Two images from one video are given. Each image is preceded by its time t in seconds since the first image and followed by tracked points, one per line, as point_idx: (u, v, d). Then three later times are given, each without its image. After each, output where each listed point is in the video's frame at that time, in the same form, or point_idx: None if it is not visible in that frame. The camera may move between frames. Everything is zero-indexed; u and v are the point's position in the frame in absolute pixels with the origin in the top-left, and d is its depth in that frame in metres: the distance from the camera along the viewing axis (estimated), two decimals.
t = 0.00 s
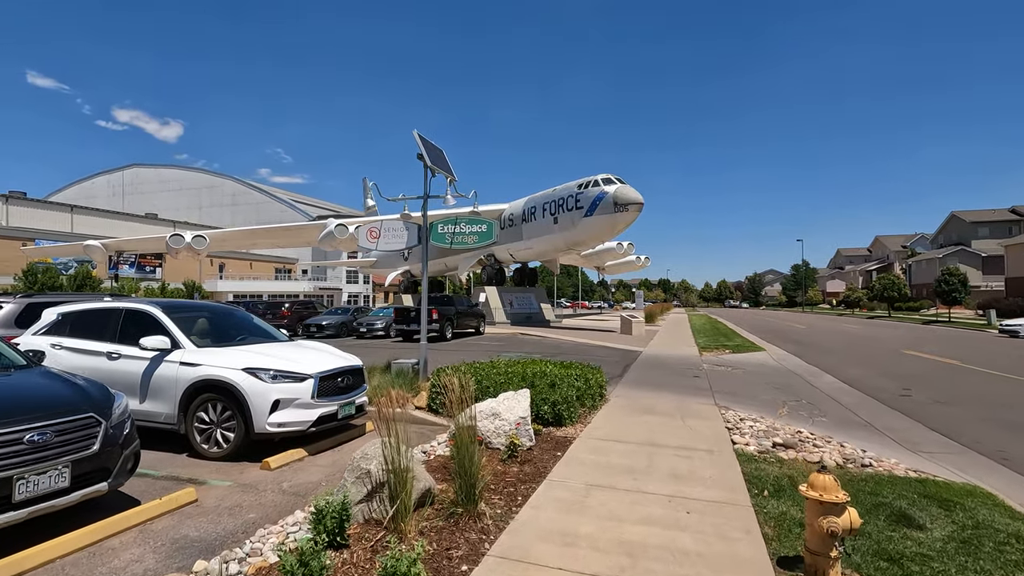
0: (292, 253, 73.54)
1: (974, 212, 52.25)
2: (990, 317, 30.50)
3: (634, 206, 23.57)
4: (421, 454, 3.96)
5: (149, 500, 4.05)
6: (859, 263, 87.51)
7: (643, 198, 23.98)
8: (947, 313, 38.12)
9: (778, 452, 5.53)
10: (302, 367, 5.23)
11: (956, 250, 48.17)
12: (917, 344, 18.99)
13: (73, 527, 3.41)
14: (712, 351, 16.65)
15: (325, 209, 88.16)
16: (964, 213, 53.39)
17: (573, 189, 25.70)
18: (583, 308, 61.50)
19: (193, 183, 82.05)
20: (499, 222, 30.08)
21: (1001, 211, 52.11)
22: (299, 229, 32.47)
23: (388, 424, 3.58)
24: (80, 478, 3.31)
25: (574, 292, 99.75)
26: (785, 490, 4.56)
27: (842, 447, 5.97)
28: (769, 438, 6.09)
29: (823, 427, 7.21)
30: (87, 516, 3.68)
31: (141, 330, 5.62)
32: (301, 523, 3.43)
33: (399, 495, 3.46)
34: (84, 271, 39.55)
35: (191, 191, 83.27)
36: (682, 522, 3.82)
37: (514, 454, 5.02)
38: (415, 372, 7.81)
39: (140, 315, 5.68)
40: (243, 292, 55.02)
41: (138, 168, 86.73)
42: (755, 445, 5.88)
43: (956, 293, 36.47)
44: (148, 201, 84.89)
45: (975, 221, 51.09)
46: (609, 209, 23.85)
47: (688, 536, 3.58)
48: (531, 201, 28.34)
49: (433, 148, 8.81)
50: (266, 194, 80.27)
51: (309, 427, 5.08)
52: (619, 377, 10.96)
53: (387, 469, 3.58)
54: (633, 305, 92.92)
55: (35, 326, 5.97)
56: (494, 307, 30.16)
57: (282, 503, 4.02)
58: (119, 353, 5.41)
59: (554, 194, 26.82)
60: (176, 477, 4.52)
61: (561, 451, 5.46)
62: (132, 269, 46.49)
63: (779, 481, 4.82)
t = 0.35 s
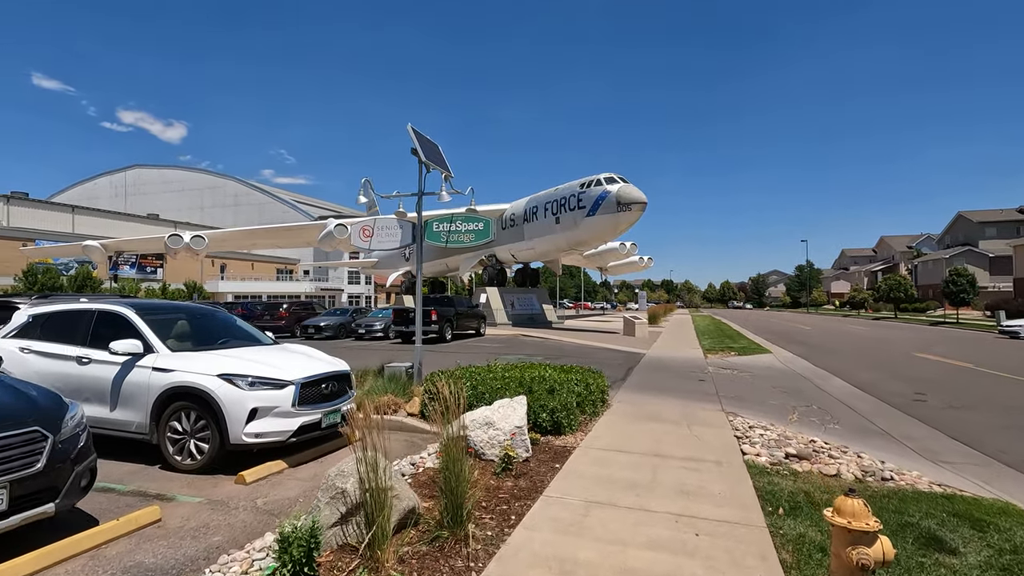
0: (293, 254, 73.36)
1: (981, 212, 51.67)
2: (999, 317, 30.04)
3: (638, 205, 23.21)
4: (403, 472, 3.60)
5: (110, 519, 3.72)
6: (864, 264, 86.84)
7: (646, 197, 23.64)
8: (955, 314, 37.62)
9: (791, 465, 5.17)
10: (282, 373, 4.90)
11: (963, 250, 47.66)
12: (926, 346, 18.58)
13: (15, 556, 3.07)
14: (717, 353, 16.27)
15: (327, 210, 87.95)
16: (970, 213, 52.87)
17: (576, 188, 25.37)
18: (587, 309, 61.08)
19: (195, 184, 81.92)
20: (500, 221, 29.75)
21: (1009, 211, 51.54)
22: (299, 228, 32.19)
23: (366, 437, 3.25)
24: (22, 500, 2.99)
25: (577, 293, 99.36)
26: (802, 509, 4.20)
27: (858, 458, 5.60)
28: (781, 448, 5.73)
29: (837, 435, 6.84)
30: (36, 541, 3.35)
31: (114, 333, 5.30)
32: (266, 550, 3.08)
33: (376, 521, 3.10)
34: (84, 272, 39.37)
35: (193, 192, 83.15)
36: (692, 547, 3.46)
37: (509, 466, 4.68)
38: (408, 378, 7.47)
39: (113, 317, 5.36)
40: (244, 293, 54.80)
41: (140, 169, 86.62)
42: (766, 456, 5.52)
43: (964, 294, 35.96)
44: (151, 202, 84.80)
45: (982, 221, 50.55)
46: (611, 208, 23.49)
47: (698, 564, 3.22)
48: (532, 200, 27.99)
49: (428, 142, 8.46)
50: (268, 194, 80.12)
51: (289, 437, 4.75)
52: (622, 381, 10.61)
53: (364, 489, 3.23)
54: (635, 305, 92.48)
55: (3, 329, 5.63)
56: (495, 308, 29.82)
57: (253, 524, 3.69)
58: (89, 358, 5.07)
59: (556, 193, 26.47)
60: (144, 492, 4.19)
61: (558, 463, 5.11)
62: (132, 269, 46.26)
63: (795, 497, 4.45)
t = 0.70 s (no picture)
0: (294, 254, 73.19)
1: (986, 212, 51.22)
2: (1007, 318, 29.61)
3: (639, 204, 22.87)
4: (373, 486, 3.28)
5: (55, 537, 3.40)
6: (867, 265, 86.40)
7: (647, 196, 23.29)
8: (960, 315, 37.18)
9: (800, 476, 4.83)
10: (254, 376, 4.58)
11: (968, 250, 47.22)
12: (933, 347, 18.19)
13: None
14: (719, 354, 15.92)
15: (328, 210, 87.75)
16: (975, 213, 52.42)
17: (576, 187, 25.03)
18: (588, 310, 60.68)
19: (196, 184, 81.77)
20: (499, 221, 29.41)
21: (1015, 211, 51.08)
22: (297, 228, 31.90)
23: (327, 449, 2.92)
24: None
25: (578, 294, 99.02)
26: (812, 525, 3.86)
27: (871, 468, 5.25)
28: (788, 457, 5.38)
29: (846, 442, 6.49)
30: None
31: (78, 333, 5.00)
32: None
33: (337, 544, 2.78)
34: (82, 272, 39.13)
35: (193, 192, 82.99)
36: (693, 569, 3.13)
37: (497, 477, 4.34)
38: (396, 381, 7.14)
39: (78, 317, 5.06)
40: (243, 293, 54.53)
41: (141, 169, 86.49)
42: (773, 466, 5.18)
43: (970, 294, 35.54)
44: (151, 202, 84.65)
45: (987, 221, 50.12)
46: (612, 207, 23.16)
47: None
48: (532, 200, 27.65)
49: (418, 136, 8.12)
50: (269, 195, 79.93)
51: (260, 445, 4.43)
52: (622, 383, 10.27)
53: (325, 507, 2.91)
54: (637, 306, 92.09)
55: None
56: (495, 308, 29.45)
57: (212, 541, 3.36)
58: (50, 360, 4.76)
59: (556, 192, 26.14)
60: (98, 507, 3.86)
61: (549, 473, 4.78)
62: (131, 270, 46.00)
63: (804, 511, 4.12)
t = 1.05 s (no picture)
0: (295, 254, 72.98)
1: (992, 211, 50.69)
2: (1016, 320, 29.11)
3: (641, 204, 22.50)
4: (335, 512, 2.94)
5: None
6: (871, 265, 85.86)
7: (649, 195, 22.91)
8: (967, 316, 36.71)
9: (810, 492, 4.47)
10: (220, 385, 4.24)
11: (974, 250, 46.74)
12: (941, 350, 17.78)
13: None
14: (722, 357, 15.54)
15: (330, 211, 87.61)
16: (981, 212, 51.92)
17: (577, 186, 24.68)
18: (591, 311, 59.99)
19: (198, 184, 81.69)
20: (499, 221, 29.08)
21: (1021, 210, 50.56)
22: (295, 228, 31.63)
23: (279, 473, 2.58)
24: None
25: (581, 294, 98.70)
26: (825, 551, 3.50)
27: (885, 483, 4.89)
28: (797, 471, 5.03)
29: (857, 452, 6.13)
30: None
31: (38, 337, 4.69)
32: None
33: None
34: (80, 272, 38.93)
35: (195, 192, 82.93)
36: None
37: (482, 495, 4.00)
38: (383, 388, 6.79)
39: (38, 320, 4.75)
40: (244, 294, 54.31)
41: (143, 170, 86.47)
42: (780, 480, 4.81)
43: (978, 295, 35.06)
44: (153, 203, 84.60)
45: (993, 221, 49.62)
46: (613, 207, 22.80)
47: None
48: (533, 199, 27.31)
49: (409, 131, 7.80)
50: (270, 195, 79.78)
51: (226, 461, 4.10)
52: (621, 388, 9.91)
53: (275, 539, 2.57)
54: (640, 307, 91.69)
55: None
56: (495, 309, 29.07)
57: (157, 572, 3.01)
58: (5, 367, 4.45)
59: (556, 192, 25.81)
60: (43, 529, 3.54)
61: (538, 489, 4.44)
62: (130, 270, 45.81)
63: (816, 534, 3.76)
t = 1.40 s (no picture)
0: (298, 255, 72.83)
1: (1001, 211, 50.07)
2: None
3: (645, 203, 22.11)
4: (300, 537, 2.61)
5: None
6: (877, 265, 85.20)
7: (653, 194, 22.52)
8: (977, 316, 36.18)
9: (829, 507, 4.11)
10: (189, 391, 3.93)
11: (982, 250, 46.17)
12: (953, 352, 17.35)
13: None
14: (729, 359, 15.16)
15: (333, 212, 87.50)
16: (989, 211, 51.32)
17: (579, 185, 24.33)
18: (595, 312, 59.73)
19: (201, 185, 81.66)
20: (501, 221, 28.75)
21: None
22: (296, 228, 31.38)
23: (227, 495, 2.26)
24: None
25: (584, 295, 98.31)
26: None
27: (909, 497, 4.53)
28: (813, 483, 4.68)
29: (874, 461, 5.78)
30: None
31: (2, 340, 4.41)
32: None
33: None
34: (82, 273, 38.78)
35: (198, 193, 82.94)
36: None
37: (471, 512, 3.67)
38: (372, 391, 6.46)
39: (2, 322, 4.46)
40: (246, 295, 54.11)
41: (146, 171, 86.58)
42: (795, 494, 4.46)
43: (987, 296, 34.55)
44: (157, 204, 84.66)
45: (1001, 221, 49.02)
46: (616, 206, 22.44)
47: None
48: (535, 199, 26.98)
49: (400, 120, 7.45)
50: (273, 196, 79.70)
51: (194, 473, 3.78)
52: (624, 391, 9.55)
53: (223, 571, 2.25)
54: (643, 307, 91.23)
55: None
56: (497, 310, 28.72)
57: None
58: None
59: (559, 191, 25.47)
60: None
61: (533, 504, 4.11)
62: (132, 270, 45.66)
63: (838, 556, 3.41)
